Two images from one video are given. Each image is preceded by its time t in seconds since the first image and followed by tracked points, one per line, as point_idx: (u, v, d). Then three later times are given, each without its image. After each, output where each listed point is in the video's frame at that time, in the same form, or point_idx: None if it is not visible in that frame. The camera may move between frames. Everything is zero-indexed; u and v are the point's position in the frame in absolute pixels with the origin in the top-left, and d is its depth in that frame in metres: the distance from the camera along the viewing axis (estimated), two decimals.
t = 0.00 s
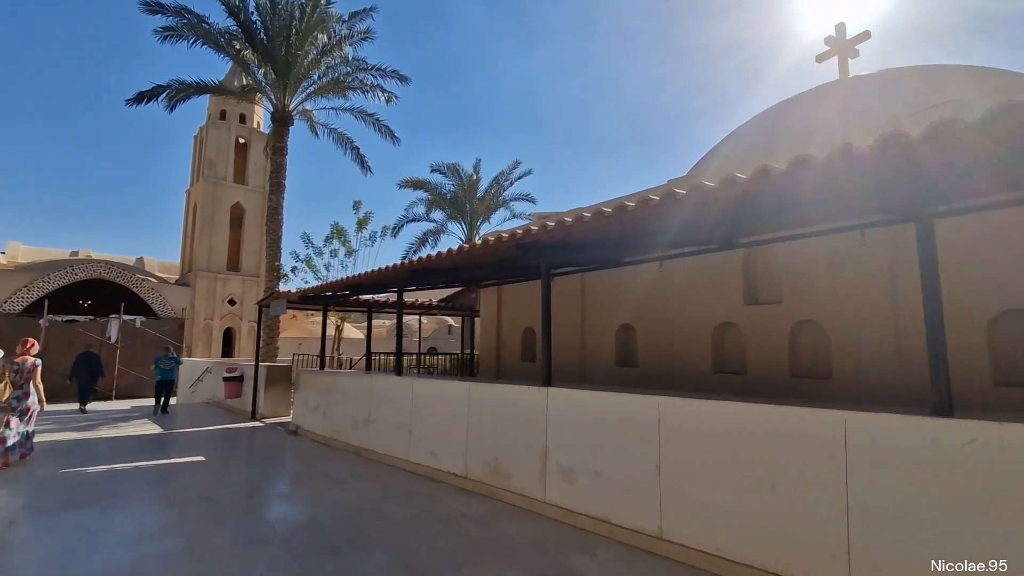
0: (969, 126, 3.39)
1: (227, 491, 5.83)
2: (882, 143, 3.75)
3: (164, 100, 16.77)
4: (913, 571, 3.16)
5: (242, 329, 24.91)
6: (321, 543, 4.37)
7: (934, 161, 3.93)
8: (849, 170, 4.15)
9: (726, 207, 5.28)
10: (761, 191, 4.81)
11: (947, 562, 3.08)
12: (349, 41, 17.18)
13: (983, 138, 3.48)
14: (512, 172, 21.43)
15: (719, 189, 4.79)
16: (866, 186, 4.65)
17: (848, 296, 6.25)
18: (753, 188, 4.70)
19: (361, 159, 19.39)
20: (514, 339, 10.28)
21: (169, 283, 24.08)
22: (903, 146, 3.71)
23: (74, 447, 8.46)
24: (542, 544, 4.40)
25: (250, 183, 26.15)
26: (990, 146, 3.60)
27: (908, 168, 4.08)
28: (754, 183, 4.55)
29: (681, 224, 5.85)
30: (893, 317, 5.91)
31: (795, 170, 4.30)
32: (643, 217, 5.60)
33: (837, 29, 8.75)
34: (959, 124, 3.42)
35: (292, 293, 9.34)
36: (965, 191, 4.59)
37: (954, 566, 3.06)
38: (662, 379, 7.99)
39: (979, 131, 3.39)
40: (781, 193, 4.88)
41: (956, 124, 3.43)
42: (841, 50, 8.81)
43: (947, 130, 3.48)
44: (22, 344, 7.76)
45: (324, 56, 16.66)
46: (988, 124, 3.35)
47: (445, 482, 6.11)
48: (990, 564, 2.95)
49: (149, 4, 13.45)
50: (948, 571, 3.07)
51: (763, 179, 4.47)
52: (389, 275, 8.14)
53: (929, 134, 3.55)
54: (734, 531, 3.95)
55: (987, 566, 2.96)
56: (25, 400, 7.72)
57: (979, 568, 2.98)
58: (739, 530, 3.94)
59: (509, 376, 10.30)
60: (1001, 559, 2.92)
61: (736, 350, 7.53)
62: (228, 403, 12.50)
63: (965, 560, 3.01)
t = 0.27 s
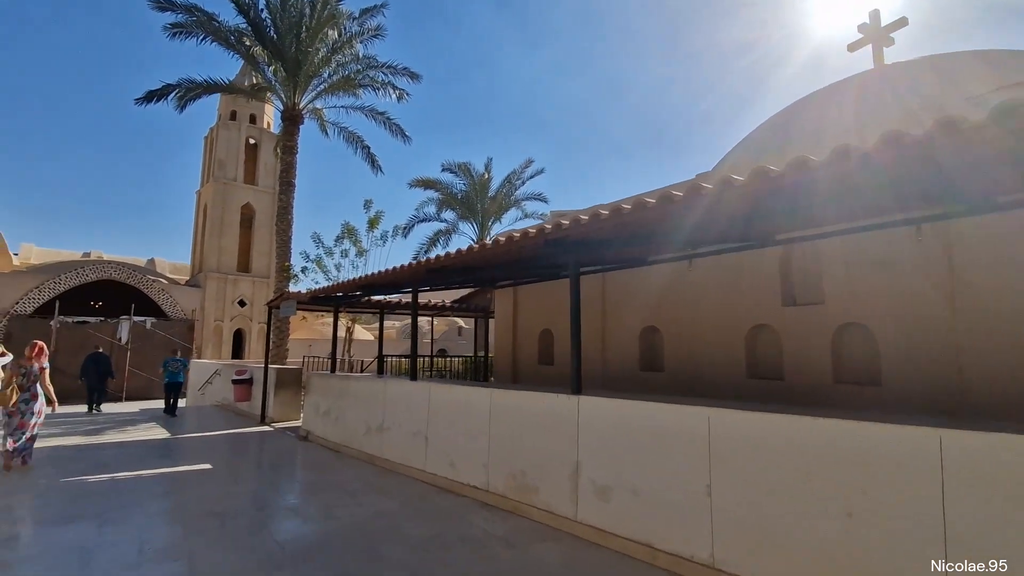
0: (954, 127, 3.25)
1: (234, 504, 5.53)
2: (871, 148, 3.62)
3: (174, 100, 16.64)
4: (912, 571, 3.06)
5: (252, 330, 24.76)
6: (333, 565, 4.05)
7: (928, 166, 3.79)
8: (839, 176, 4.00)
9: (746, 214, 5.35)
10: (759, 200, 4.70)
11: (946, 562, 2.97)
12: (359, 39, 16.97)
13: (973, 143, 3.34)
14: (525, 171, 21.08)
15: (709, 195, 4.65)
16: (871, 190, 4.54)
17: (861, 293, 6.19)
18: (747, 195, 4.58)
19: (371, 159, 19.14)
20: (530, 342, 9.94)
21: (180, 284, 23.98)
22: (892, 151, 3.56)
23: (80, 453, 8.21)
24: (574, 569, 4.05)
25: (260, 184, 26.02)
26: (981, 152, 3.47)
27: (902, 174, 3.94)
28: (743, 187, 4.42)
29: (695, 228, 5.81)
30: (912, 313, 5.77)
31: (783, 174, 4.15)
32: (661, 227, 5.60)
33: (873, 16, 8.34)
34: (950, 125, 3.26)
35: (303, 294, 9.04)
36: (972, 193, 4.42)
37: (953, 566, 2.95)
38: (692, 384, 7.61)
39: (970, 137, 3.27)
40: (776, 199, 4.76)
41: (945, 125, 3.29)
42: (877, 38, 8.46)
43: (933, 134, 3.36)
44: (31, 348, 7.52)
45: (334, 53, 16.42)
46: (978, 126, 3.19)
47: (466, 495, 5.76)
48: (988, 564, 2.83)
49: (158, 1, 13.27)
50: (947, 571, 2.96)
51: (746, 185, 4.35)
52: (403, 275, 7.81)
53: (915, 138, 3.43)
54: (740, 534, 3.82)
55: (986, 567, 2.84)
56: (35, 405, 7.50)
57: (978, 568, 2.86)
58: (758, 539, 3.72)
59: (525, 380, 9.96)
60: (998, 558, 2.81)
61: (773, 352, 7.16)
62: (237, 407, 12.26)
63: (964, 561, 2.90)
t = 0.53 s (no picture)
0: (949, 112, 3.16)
1: (242, 510, 5.26)
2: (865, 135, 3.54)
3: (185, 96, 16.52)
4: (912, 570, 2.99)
5: (264, 329, 24.66)
6: None
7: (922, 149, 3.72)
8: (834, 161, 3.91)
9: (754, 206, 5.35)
10: (755, 188, 4.62)
11: (945, 562, 2.90)
12: (370, 33, 16.76)
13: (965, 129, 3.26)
14: (538, 167, 20.73)
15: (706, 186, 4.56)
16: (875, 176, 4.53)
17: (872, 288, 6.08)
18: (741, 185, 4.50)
19: (382, 155, 18.91)
20: (547, 339, 9.62)
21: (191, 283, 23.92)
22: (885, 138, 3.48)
23: (87, 453, 8.02)
24: None
25: (272, 182, 25.92)
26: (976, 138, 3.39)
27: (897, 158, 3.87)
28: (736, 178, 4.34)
29: (707, 224, 5.76)
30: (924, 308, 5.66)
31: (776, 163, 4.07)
32: (673, 221, 5.58)
33: None
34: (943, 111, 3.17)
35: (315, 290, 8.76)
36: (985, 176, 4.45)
37: (953, 566, 2.87)
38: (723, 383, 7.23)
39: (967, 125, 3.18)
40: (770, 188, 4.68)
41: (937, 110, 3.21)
42: (914, 17, 8.04)
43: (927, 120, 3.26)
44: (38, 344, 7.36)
45: (345, 48, 16.22)
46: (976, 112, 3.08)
47: (487, 502, 5.43)
48: (988, 565, 2.76)
49: None
50: (947, 571, 2.88)
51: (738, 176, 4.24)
52: (419, 269, 7.52)
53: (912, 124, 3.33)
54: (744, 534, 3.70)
55: (986, 567, 2.77)
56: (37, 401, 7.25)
57: (977, 568, 2.79)
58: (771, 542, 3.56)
59: (543, 379, 9.63)
60: (997, 558, 2.74)
61: (812, 349, 6.75)
62: (248, 406, 12.04)
63: (964, 560, 2.83)
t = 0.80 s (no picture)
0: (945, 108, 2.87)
1: (248, 524, 4.97)
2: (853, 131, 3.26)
3: (193, 94, 16.34)
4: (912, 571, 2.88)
5: (273, 328, 24.49)
6: None
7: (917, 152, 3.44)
8: (823, 163, 3.63)
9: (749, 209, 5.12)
10: (741, 193, 4.35)
11: (945, 562, 2.80)
12: (380, 28, 16.49)
13: (961, 127, 2.98)
14: (551, 164, 20.37)
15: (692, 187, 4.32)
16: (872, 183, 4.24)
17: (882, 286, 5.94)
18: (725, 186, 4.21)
19: (392, 152, 18.64)
20: (564, 340, 9.27)
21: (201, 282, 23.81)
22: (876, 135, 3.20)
23: (91, 457, 7.78)
24: None
25: (281, 181, 25.76)
26: (973, 137, 3.11)
27: (892, 160, 3.58)
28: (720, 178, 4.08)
29: (711, 223, 5.56)
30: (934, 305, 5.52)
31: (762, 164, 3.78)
32: (670, 221, 5.36)
33: None
34: (933, 106, 2.91)
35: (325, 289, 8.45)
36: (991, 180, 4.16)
37: (952, 566, 2.77)
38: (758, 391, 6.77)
39: (961, 121, 2.91)
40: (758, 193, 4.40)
41: (928, 105, 2.94)
42: None
43: (919, 115, 2.98)
44: (37, 345, 7.19)
45: (354, 43, 15.96)
46: (973, 106, 2.81)
47: (509, 516, 5.12)
48: (988, 564, 2.66)
49: None
50: (948, 572, 2.78)
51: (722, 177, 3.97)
52: (432, 265, 7.20)
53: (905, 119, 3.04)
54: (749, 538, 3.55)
55: (987, 567, 2.67)
56: (37, 404, 7.08)
57: (977, 568, 2.69)
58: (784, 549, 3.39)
59: (560, 382, 9.28)
60: (998, 558, 2.64)
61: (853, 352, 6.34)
62: (257, 408, 11.80)
63: (964, 560, 2.73)
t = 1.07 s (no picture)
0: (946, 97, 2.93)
1: (255, 533, 4.70)
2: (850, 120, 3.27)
3: (200, 92, 16.16)
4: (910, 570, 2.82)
5: (281, 329, 24.29)
6: None
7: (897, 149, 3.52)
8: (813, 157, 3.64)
9: (737, 212, 5.04)
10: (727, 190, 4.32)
11: (944, 562, 2.74)
12: (387, 23, 16.24)
13: (954, 122, 3.06)
14: (561, 161, 20.03)
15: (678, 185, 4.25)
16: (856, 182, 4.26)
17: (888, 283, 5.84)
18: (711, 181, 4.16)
19: (400, 150, 18.38)
20: (582, 338, 8.95)
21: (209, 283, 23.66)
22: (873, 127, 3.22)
23: (95, 460, 7.54)
24: None
25: (289, 181, 25.60)
26: (958, 137, 3.22)
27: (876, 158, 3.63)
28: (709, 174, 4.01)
29: (708, 229, 5.40)
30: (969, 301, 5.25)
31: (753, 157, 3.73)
32: (659, 221, 5.23)
33: None
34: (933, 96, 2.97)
35: (335, 287, 8.16)
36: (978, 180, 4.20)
37: (951, 566, 2.72)
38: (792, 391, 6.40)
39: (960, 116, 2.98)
40: (742, 192, 4.39)
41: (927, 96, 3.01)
42: None
43: (918, 105, 3.03)
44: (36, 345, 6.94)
45: (362, 38, 15.73)
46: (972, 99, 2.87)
47: (533, 527, 4.81)
48: (988, 565, 2.60)
49: None
50: (947, 572, 2.72)
51: (712, 172, 3.91)
52: (446, 258, 6.90)
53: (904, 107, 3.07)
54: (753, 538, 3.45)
55: (987, 567, 2.61)
56: (35, 405, 6.87)
57: (977, 568, 2.64)
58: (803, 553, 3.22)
59: (577, 382, 8.95)
60: (999, 560, 2.57)
61: (897, 347, 5.99)
62: (265, 409, 11.55)
63: (963, 560, 2.67)
